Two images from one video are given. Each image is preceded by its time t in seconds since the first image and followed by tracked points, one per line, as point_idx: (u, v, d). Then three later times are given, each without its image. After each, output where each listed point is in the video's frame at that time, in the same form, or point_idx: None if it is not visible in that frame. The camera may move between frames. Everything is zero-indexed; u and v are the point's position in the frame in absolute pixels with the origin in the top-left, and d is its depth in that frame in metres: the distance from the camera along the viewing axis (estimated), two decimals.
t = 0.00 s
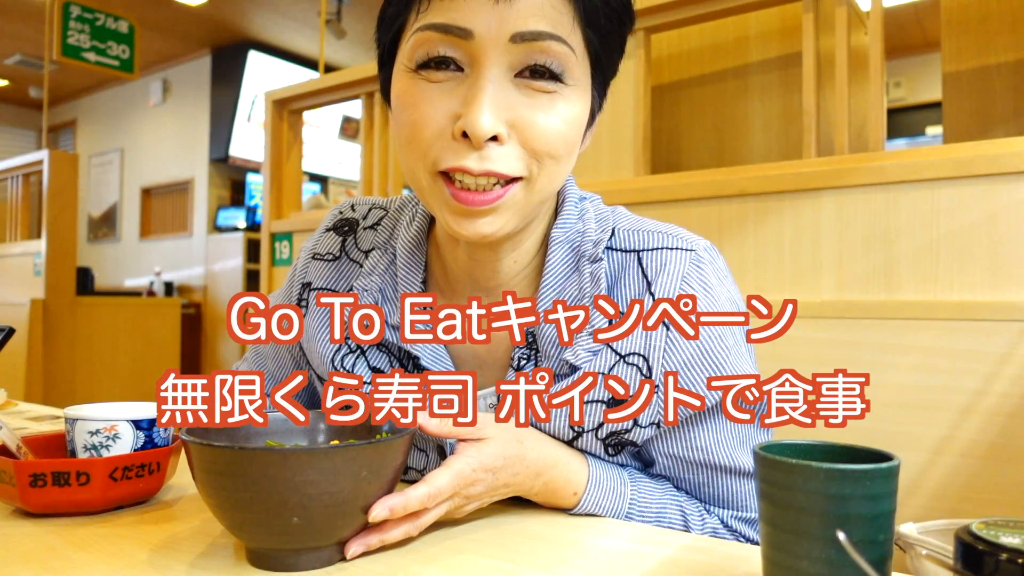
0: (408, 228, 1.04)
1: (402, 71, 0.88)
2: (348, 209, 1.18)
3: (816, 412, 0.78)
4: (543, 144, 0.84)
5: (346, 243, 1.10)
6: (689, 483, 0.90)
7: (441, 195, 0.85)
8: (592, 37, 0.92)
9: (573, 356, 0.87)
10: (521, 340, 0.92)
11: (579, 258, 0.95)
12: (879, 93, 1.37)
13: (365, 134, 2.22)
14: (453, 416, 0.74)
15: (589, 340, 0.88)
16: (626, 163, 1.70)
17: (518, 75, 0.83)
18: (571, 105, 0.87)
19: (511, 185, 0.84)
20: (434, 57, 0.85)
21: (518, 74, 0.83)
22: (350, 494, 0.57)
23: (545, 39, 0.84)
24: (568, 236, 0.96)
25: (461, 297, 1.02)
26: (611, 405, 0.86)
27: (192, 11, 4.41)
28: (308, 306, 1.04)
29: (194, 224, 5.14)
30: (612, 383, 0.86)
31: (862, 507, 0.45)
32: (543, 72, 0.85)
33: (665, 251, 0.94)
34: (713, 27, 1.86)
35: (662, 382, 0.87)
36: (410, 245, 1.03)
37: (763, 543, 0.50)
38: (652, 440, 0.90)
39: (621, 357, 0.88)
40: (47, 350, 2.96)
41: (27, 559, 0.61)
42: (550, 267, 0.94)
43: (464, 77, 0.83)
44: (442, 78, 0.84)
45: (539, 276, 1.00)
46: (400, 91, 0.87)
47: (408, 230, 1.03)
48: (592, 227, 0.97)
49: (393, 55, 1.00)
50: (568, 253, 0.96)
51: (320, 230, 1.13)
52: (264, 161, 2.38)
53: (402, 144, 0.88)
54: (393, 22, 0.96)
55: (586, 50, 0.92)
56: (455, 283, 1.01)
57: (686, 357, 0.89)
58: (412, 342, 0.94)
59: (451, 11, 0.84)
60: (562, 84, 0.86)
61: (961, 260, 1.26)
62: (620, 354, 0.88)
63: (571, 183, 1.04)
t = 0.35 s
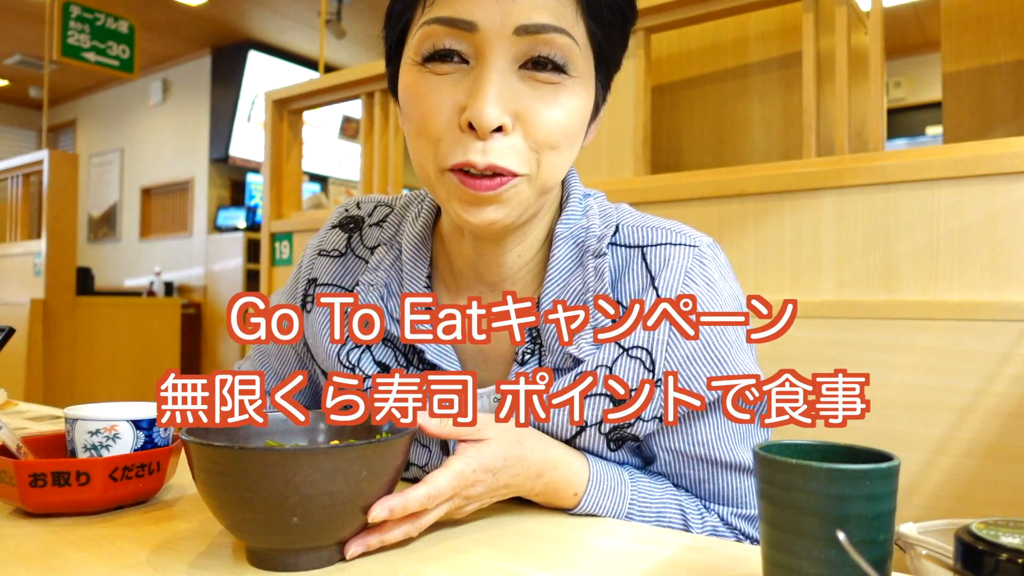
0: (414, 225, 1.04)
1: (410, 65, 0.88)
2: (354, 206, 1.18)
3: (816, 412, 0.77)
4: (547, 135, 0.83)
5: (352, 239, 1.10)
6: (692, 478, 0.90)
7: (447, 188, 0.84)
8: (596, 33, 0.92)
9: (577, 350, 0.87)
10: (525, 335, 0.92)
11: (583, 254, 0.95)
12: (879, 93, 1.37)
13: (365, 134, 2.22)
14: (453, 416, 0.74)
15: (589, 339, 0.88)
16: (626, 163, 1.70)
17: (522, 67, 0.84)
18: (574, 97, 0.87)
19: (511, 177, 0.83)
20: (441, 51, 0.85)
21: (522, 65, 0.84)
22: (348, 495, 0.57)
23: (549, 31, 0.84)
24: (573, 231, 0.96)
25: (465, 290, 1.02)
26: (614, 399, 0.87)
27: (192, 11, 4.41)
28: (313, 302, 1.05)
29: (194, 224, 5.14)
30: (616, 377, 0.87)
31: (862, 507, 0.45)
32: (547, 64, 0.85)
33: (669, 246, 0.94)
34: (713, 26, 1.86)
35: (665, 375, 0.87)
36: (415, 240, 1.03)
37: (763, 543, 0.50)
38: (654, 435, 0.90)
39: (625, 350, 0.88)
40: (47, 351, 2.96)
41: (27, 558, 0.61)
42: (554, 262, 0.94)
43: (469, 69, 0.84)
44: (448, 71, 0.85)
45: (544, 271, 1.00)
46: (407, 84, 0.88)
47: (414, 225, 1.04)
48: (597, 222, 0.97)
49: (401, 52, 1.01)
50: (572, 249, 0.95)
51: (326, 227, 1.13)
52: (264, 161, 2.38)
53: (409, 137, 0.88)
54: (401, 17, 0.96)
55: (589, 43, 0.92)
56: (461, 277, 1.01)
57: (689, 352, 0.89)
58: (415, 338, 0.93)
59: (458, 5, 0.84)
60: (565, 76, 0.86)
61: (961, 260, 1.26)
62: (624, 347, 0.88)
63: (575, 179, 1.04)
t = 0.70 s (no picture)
0: (421, 221, 1.04)
1: (423, 59, 0.88)
2: (360, 205, 1.18)
3: (816, 412, 0.77)
4: (560, 125, 0.84)
5: (358, 237, 1.10)
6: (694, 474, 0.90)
7: (460, 179, 0.84)
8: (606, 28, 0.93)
9: (584, 344, 0.87)
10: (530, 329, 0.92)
11: (591, 249, 0.95)
12: (879, 93, 1.37)
13: (365, 135, 2.23)
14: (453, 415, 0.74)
15: (590, 339, 0.88)
16: (626, 164, 1.70)
17: (534, 59, 0.84)
18: (586, 89, 0.87)
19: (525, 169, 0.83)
20: (454, 44, 0.85)
21: (534, 57, 0.84)
22: (347, 495, 0.57)
23: (561, 23, 0.84)
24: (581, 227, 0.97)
25: (472, 285, 1.02)
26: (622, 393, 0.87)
27: (192, 11, 4.41)
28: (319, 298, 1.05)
29: (194, 224, 5.14)
30: (622, 370, 0.87)
31: (861, 507, 0.45)
32: (559, 56, 0.85)
33: (676, 243, 0.94)
34: (713, 27, 1.86)
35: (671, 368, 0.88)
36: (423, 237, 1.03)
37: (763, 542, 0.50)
38: (657, 429, 0.89)
39: (631, 343, 0.88)
40: (47, 352, 2.96)
41: (28, 558, 0.61)
42: (563, 259, 0.94)
43: (482, 62, 0.84)
44: (461, 63, 0.85)
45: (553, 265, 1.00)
46: (420, 77, 0.88)
47: (422, 221, 1.04)
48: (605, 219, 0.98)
49: (412, 48, 1.01)
50: (580, 246, 0.96)
51: (332, 225, 1.13)
52: (264, 161, 2.38)
53: (422, 129, 0.88)
54: (413, 13, 0.96)
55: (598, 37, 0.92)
56: (469, 271, 1.01)
57: (695, 345, 0.89)
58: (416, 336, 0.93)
59: None
60: (577, 68, 0.86)
61: (961, 260, 1.26)
62: (631, 340, 0.88)
63: (582, 176, 1.05)
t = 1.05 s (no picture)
0: (436, 204, 1.06)
1: (431, 56, 0.91)
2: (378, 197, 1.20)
3: (816, 412, 0.77)
4: (563, 111, 0.87)
5: (375, 223, 1.12)
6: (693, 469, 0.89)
7: (471, 166, 0.88)
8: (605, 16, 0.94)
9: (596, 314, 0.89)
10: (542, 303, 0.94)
11: (600, 228, 0.97)
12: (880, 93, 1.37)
13: (365, 135, 2.23)
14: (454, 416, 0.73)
15: (589, 340, 0.89)
16: (626, 164, 1.70)
17: (535, 50, 0.86)
18: (587, 76, 0.89)
19: (535, 152, 0.87)
20: (459, 39, 0.88)
21: (534, 48, 0.86)
22: (344, 497, 0.57)
23: (558, 16, 0.86)
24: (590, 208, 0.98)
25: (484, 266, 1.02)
26: (628, 357, 0.89)
27: (192, 11, 4.40)
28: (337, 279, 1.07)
29: (194, 223, 5.14)
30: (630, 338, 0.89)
31: (862, 507, 0.45)
32: (560, 46, 0.87)
33: (682, 223, 0.95)
34: (713, 27, 1.86)
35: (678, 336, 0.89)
36: (437, 220, 1.05)
37: (762, 542, 0.50)
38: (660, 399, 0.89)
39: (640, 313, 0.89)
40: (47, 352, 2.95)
41: (27, 558, 0.61)
42: (573, 238, 0.95)
43: (487, 56, 0.87)
44: (467, 58, 0.87)
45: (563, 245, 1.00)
46: (429, 73, 0.90)
47: (437, 204, 1.06)
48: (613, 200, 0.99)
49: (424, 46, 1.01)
50: (590, 226, 0.97)
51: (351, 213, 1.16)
52: (264, 161, 2.38)
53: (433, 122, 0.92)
54: (422, 13, 0.97)
55: (596, 26, 0.93)
56: (481, 252, 1.02)
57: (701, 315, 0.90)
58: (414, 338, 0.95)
59: None
60: (577, 56, 0.88)
61: (961, 260, 1.26)
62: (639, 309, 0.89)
63: (590, 160, 1.07)
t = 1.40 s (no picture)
0: (469, 193, 1.11)
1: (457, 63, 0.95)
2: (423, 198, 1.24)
3: (817, 412, 0.78)
4: (574, 103, 0.89)
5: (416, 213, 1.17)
6: (714, 430, 0.81)
7: (498, 151, 0.92)
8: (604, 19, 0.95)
9: (616, 268, 0.93)
10: (565, 271, 0.97)
11: (619, 206, 1.01)
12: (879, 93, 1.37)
13: (365, 135, 2.23)
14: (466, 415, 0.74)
15: (590, 339, 0.91)
16: (626, 164, 1.70)
17: (544, 52, 0.90)
18: (591, 73, 0.90)
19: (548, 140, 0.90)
20: (479, 45, 0.92)
21: (544, 51, 0.90)
22: (347, 496, 0.57)
23: (562, 22, 0.89)
24: (610, 189, 1.03)
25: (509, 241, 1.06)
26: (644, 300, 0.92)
27: (191, 11, 4.40)
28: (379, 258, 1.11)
29: (194, 223, 5.14)
30: (645, 283, 0.93)
31: (862, 508, 0.44)
32: (567, 48, 0.90)
33: (693, 204, 1.00)
34: (713, 27, 1.86)
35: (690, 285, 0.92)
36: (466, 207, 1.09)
37: (762, 542, 0.50)
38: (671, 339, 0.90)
39: (655, 263, 0.94)
40: (47, 352, 2.95)
41: (26, 558, 0.61)
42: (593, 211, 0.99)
43: (506, 59, 0.90)
44: (489, 63, 0.91)
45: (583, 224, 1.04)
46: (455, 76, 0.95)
47: (466, 193, 1.11)
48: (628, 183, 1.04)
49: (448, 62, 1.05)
50: (608, 205, 1.02)
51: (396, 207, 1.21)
52: (264, 161, 2.38)
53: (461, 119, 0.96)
54: (452, 28, 0.99)
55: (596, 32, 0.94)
56: (508, 227, 1.06)
57: (711, 267, 0.93)
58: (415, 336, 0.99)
59: (492, 8, 0.91)
60: (583, 56, 0.90)
61: (961, 260, 1.26)
62: (654, 261, 0.94)
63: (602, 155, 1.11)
